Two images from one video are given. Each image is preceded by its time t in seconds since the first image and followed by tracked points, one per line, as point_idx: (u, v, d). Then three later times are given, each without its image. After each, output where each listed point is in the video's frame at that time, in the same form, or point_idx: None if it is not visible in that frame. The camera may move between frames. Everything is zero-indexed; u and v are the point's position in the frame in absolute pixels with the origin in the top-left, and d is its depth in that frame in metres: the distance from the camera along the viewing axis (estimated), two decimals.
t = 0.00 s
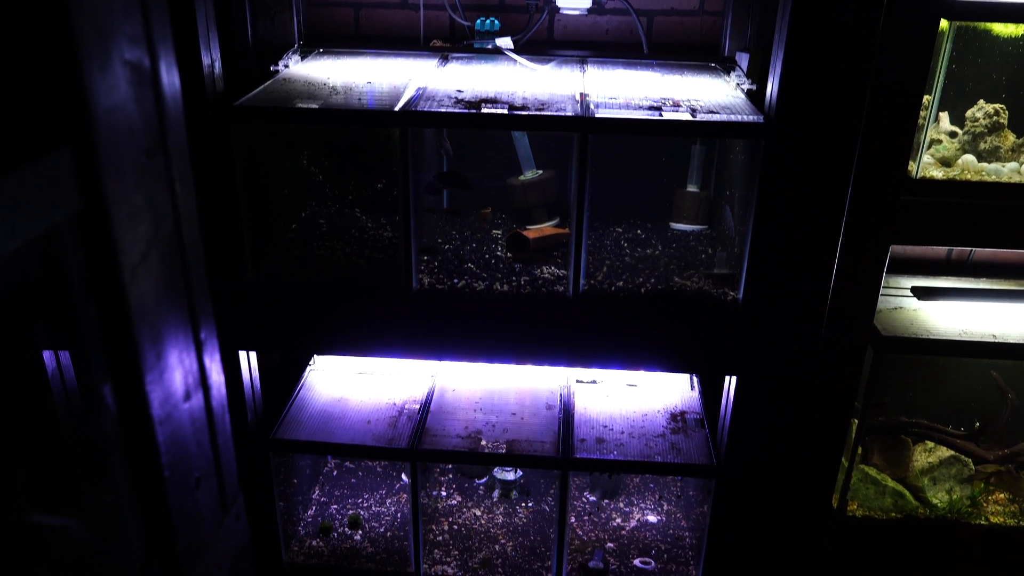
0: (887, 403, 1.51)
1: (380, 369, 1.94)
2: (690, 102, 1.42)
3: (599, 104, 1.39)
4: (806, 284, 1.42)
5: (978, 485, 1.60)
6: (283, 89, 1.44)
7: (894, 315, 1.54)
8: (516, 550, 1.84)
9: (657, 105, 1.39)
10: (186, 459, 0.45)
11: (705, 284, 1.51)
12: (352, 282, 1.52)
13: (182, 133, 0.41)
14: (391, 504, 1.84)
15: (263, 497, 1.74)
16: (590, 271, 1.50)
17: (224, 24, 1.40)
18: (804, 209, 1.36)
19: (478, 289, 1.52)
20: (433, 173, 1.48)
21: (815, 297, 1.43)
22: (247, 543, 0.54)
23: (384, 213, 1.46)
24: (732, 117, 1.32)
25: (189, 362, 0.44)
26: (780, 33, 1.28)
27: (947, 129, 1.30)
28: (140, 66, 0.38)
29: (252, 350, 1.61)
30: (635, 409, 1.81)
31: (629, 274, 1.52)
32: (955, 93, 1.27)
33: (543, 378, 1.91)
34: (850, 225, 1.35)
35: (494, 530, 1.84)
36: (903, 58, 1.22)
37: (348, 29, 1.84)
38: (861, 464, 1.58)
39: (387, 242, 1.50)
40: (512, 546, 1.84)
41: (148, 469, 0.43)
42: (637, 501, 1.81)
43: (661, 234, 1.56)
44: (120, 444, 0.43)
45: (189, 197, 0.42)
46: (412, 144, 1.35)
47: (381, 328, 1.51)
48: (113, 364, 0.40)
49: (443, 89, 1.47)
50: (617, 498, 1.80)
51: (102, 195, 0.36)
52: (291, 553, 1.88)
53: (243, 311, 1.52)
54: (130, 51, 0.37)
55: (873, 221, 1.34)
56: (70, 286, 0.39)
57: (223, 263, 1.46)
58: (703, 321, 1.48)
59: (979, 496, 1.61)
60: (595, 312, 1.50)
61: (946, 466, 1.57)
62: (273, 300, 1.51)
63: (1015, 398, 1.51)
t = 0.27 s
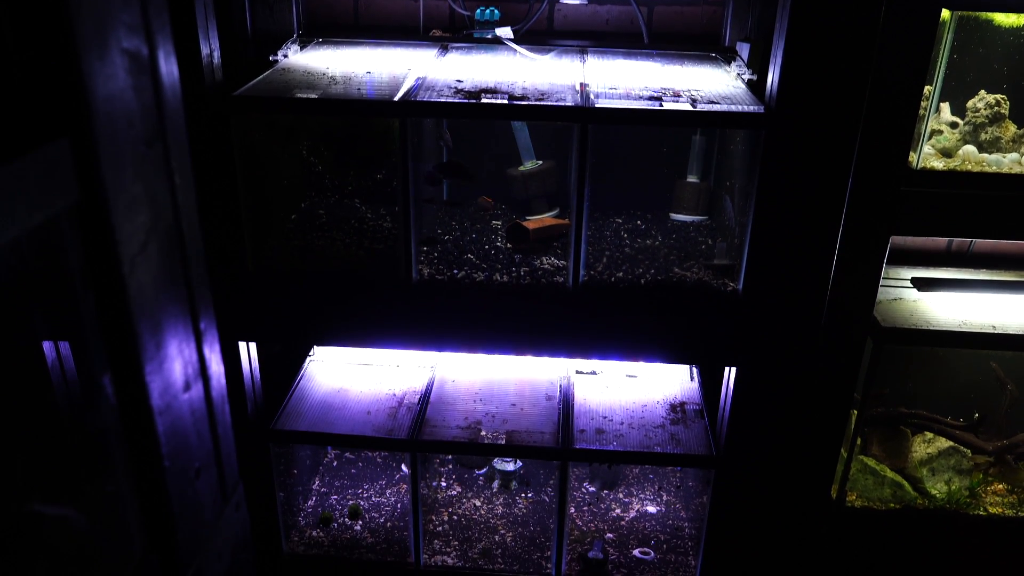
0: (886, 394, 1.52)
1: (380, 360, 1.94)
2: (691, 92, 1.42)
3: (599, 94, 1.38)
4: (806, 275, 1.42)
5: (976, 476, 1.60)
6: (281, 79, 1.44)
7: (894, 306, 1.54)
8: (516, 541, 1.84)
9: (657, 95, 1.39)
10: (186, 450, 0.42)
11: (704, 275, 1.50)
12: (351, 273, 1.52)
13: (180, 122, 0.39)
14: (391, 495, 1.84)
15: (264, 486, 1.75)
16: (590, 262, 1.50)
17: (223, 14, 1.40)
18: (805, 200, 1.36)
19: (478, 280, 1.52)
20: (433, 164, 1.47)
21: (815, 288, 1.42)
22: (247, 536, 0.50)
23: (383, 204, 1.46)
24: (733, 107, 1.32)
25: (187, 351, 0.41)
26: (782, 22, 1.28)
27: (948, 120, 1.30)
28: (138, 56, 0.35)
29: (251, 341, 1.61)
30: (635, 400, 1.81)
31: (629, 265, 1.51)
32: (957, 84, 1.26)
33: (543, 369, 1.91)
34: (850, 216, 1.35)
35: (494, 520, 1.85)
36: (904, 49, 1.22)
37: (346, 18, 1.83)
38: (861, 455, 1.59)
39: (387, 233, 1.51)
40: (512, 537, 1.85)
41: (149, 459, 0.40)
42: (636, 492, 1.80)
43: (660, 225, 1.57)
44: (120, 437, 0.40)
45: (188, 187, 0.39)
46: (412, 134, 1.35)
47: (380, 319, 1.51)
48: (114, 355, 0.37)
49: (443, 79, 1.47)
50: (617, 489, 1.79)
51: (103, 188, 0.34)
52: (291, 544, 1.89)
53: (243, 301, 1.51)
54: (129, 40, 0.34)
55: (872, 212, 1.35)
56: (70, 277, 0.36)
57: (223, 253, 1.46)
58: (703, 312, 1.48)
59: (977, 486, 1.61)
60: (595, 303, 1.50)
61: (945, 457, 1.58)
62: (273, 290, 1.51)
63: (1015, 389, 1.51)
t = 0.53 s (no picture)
0: (886, 389, 1.51)
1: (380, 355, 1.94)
2: (692, 87, 1.42)
3: (599, 89, 1.38)
4: (806, 270, 1.42)
5: (976, 471, 1.60)
6: (280, 74, 1.43)
7: (895, 301, 1.54)
8: (516, 535, 1.85)
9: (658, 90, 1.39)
10: (186, 445, 0.42)
11: (704, 269, 1.50)
12: (350, 268, 1.52)
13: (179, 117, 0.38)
14: (391, 490, 1.84)
15: (264, 480, 1.75)
16: (589, 257, 1.50)
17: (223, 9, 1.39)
18: (805, 195, 1.36)
19: (479, 275, 1.52)
20: (432, 158, 1.47)
21: (814, 283, 1.42)
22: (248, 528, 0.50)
23: (384, 199, 1.46)
24: (732, 101, 1.32)
25: (188, 347, 0.41)
26: (782, 17, 1.28)
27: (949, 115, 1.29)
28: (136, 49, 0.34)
29: (251, 336, 1.61)
30: (635, 395, 1.82)
31: (629, 260, 1.50)
32: (957, 78, 1.26)
33: (544, 364, 1.91)
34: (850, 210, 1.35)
35: (494, 515, 1.85)
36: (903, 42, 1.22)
37: (346, 11, 1.80)
38: (861, 449, 1.59)
39: (387, 228, 1.48)
40: (512, 532, 1.85)
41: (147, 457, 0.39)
42: (636, 486, 1.81)
43: (662, 220, 1.55)
44: (120, 430, 0.40)
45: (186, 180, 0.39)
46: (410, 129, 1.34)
47: (380, 314, 1.51)
48: (114, 350, 0.37)
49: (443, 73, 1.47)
50: (617, 484, 1.81)
51: (103, 179, 0.33)
52: (291, 538, 1.89)
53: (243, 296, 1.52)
54: (127, 34, 0.33)
55: (871, 207, 1.35)
56: (71, 265, 0.36)
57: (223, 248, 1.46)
58: (703, 307, 1.49)
59: (977, 481, 1.61)
60: (594, 298, 1.50)
61: (944, 452, 1.58)
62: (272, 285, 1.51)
63: (1015, 384, 1.51)
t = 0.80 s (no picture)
0: (886, 386, 1.52)
1: (380, 351, 1.94)
2: (692, 83, 1.41)
3: (599, 85, 1.38)
4: (806, 268, 1.41)
5: (976, 468, 1.60)
6: (280, 70, 1.43)
7: (896, 297, 1.54)
8: (516, 532, 1.85)
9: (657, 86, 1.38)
10: (186, 441, 0.42)
11: (703, 265, 1.50)
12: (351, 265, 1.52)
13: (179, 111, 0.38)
14: (391, 487, 1.84)
15: (264, 477, 1.75)
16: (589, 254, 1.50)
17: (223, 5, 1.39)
18: (805, 192, 1.35)
19: (478, 272, 1.52)
20: (433, 156, 1.47)
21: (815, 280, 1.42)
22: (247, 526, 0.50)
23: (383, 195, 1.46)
24: (733, 98, 1.32)
25: (189, 343, 0.41)
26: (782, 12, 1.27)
27: (949, 111, 1.29)
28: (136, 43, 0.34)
29: (251, 333, 1.61)
30: (635, 391, 1.82)
31: (628, 257, 1.51)
32: (957, 75, 1.26)
33: (543, 361, 1.91)
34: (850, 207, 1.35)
35: (494, 512, 1.85)
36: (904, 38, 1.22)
37: (346, 8, 1.82)
38: (860, 447, 1.60)
39: (386, 224, 1.54)
40: (512, 528, 1.85)
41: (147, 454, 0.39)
42: (636, 483, 1.81)
43: (661, 216, 1.55)
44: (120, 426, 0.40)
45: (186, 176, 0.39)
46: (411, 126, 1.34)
47: (380, 311, 1.51)
48: (114, 345, 0.37)
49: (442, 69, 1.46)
50: (617, 481, 1.81)
51: (102, 174, 0.33)
52: (291, 535, 1.89)
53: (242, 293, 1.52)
54: (127, 29, 0.33)
55: (871, 203, 1.35)
56: (69, 263, 0.36)
57: (223, 245, 1.46)
58: (703, 304, 1.49)
59: (977, 478, 1.61)
60: (594, 295, 1.50)
61: (944, 449, 1.57)
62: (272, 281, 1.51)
63: (1015, 380, 1.51)
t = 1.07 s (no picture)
0: (886, 386, 1.51)
1: (380, 352, 1.94)
2: (692, 84, 1.41)
3: (598, 85, 1.38)
4: (807, 268, 1.41)
5: (976, 469, 1.60)
6: (280, 70, 1.43)
7: (896, 298, 1.54)
8: (516, 532, 1.85)
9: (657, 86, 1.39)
10: (186, 442, 0.42)
11: (702, 265, 1.50)
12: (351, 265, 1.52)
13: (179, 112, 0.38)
14: (391, 487, 1.84)
15: (265, 477, 1.76)
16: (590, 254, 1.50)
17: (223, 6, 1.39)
18: (805, 192, 1.35)
19: (478, 272, 1.52)
20: (433, 155, 1.45)
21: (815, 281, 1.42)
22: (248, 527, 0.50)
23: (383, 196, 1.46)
24: (733, 99, 1.32)
25: (189, 343, 0.41)
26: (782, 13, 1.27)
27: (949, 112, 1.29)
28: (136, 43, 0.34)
29: (252, 334, 1.61)
30: (635, 392, 1.82)
31: (628, 258, 1.51)
32: (958, 76, 1.26)
33: (544, 361, 1.91)
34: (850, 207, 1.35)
35: (494, 512, 1.85)
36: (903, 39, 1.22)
37: (346, 8, 1.82)
38: (861, 447, 1.59)
39: (386, 225, 1.52)
40: (512, 529, 1.85)
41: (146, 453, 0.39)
42: (636, 484, 1.80)
43: (662, 217, 1.52)
44: (120, 426, 0.40)
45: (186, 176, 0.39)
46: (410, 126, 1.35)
47: (380, 311, 1.51)
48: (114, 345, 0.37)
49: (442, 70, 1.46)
50: (617, 481, 1.81)
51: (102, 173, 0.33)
52: (291, 536, 1.89)
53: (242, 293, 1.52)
54: (127, 30, 0.33)
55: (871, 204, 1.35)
56: (70, 263, 0.36)
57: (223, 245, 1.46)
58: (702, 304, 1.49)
59: (977, 479, 1.61)
60: (594, 295, 1.50)
61: (944, 449, 1.58)
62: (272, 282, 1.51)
63: (1015, 380, 1.51)
